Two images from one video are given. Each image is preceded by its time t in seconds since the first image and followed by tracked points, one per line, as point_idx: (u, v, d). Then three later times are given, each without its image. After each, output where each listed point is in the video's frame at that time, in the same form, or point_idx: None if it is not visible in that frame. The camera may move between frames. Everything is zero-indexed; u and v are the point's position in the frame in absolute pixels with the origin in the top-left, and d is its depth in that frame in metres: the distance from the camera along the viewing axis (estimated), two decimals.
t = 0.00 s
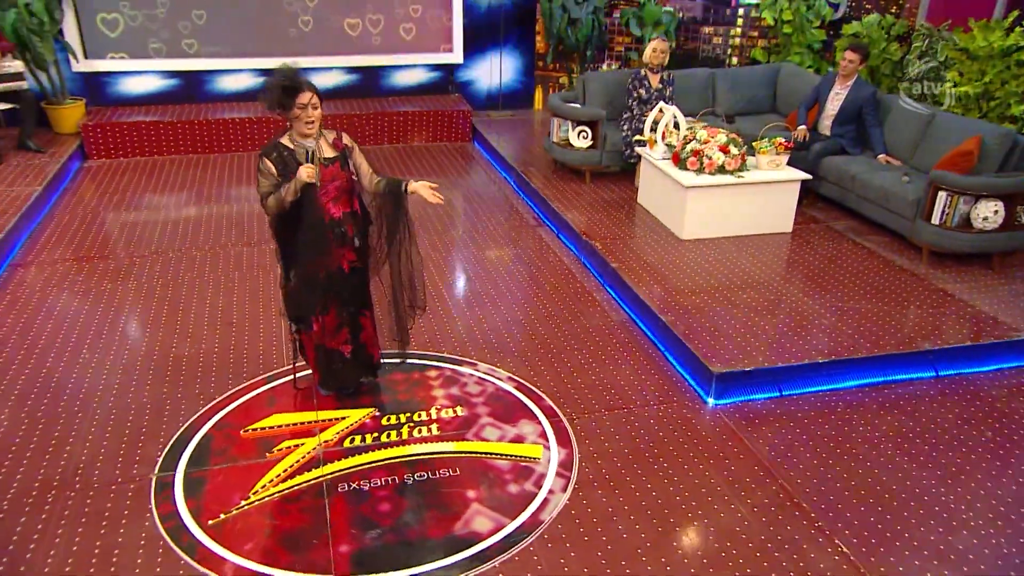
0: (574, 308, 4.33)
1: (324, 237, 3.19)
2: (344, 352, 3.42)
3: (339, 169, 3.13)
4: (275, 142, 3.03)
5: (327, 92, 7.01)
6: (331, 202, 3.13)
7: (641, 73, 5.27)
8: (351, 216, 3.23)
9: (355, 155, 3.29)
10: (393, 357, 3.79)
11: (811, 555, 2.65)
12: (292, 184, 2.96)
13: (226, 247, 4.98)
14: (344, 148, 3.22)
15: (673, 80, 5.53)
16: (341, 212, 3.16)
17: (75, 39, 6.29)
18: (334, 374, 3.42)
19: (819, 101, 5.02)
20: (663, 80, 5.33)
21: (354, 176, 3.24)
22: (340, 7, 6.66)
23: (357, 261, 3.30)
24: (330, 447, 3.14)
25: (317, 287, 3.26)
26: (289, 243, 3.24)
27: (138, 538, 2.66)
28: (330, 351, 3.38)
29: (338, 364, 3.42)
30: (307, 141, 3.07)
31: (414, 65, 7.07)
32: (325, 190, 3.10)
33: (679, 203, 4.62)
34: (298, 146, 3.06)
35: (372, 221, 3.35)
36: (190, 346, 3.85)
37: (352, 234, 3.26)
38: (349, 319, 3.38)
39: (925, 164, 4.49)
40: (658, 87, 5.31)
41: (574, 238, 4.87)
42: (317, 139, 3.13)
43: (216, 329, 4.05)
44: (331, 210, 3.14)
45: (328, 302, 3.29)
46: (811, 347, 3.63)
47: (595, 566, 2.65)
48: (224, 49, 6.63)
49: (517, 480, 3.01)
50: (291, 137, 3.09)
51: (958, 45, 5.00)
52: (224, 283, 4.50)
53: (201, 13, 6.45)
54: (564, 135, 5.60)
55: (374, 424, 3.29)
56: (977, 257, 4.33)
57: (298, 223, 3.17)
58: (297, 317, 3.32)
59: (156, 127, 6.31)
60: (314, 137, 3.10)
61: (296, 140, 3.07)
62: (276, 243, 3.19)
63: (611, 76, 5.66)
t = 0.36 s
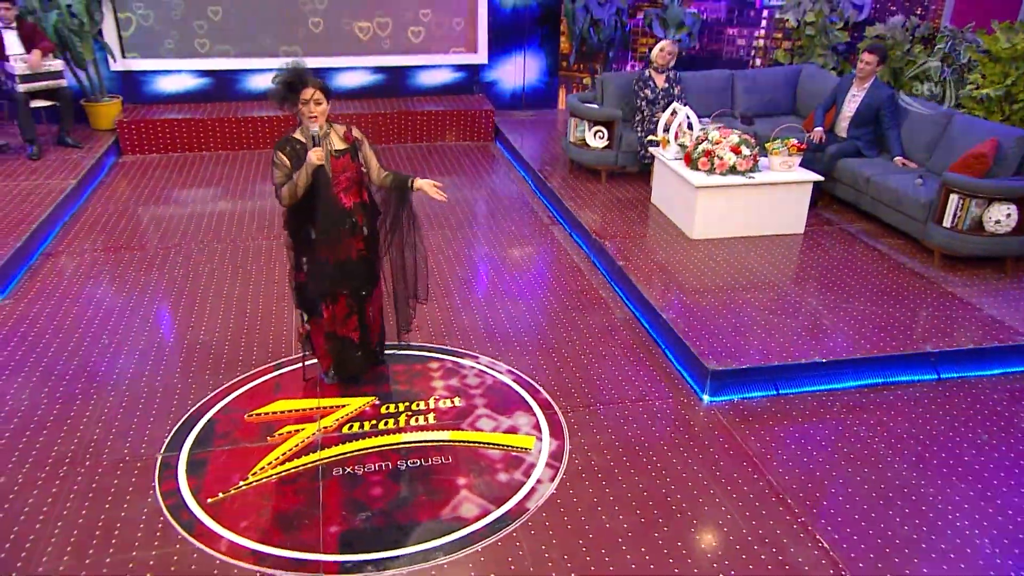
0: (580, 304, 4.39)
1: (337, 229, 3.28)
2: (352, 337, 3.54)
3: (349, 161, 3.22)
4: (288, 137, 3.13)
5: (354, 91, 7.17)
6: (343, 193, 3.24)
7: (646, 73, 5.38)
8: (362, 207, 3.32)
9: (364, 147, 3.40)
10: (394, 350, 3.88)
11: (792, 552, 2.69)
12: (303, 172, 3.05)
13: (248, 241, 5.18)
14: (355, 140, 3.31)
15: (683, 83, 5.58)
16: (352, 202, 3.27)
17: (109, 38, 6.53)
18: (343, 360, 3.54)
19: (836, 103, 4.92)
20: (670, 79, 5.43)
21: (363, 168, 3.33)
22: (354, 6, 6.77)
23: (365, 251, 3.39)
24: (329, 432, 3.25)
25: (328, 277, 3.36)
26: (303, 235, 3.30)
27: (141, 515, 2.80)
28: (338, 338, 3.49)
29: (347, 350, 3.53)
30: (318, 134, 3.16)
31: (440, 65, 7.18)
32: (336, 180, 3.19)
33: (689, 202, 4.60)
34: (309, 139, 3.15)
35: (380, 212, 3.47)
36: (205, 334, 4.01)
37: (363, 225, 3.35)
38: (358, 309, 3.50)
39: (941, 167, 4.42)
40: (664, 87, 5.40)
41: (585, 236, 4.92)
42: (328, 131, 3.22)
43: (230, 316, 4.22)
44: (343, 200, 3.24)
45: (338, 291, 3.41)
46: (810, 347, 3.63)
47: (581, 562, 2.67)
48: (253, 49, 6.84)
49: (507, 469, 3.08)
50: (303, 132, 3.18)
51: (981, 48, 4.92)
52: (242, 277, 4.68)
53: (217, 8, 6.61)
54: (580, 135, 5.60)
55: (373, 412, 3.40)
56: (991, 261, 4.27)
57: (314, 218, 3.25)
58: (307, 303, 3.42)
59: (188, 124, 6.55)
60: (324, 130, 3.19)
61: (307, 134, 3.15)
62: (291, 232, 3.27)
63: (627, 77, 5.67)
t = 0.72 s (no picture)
0: (585, 300, 4.47)
1: (356, 215, 3.47)
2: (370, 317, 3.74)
3: (371, 153, 3.41)
4: (315, 130, 3.36)
5: (380, 92, 7.35)
6: (363, 183, 3.41)
7: (663, 76, 5.38)
8: (382, 196, 3.51)
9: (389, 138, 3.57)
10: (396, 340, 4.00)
11: (768, 542, 2.75)
12: (325, 170, 3.32)
13: (270, 234, 5.39)
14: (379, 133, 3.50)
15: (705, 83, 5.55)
16: (372, 191, 3.44)
17: (148, 39, 6.85)
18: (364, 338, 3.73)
19: (850, 106, 4.92)
20: (687, 80, 5.39)
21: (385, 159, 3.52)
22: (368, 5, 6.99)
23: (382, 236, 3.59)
24: (331, 416, 3.41)
25: (348, 258, 3.55)
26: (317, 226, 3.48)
27: (149, 487, 2.99)
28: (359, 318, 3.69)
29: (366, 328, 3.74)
30: (342, 128, 3.38)
31: (464, 67, 7.34)
32: (358, 172, 3.39)
33: (697, 202, 4.65)
34: (334, 132, 3.38)
35: (399, 198, 3.63)
36: (223, 322, 4.21)
37: (382, 212, 3.54)
38: (377, 291, 3.71)
39: (952, 170, 4.39)
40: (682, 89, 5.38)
41: (595, 235, 5.00)
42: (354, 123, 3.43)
43: (248, 305, 4.41)
44: (364, 191, 3.43)
45: (354, 274, 3.59)
46: (807, 344, 3.67)
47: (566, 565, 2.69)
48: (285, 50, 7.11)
49: (498, 455, 3.19)
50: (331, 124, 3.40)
51: (997, 50, 4.91)
52: (262, 268, 4.88)
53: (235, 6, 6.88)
54: (596, 136, 5.63)
55: (375, 398, 3.53)
56: (1001, 266, 4.23)
57: (331, 210, 3.48)
58: (330, 285, 3.58)
59: (219, 122, 6.80)
60: (349, 123, 3.40)
61: (333, 127, 3.39)
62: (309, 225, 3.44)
63: (645, 78, 5.70)
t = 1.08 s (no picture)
0: (590, 297, 4.59)
1: (366, 208, 3.66)
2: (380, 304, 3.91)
3: (386, 150, 3.60)
4: (335, 122, 3.54)
5: (405, 95, 7.64)
6: (375, 177, 3.60)
7: (686, 80, 5.39)
8: (392, 190, 3.67)
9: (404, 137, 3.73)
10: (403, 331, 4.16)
11: (738, 533, 2.84)
12: (340, 162, 3.52)
13: (292, 231, 5.62)
14: (396, 131, 3.66)
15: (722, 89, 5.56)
16: (383, 186, 3.62)
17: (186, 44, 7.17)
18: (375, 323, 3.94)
19: (859, 111, 4.95)
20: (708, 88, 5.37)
21: (399, 156, 3.67)
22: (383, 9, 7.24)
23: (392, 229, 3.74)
24: (335, 401, 3.58)
25: (356, 251, 3.74)
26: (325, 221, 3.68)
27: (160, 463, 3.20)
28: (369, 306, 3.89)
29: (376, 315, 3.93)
30: (361, 122, 3.55)
31: (486, 72, 7.61)
32: (372, 165, 3.57)
33: (702, 205, 4.73)
34: (353, 126, 3.56)
35: (412, 196, 3.79)
36: (241, 312, 4.43)
37: (391, 206, 3.70)
38: (385, 280, 3.86)
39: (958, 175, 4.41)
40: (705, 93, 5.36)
41: (603, 235, 5.11)
42: (372, 120, 3.61)
43: (265, 296, 4.63)
44: (375, 184, 3.61)
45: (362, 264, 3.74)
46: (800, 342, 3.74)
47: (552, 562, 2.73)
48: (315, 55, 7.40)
49: (490, 442, 3.33)
50: (350, 118, 3.58)
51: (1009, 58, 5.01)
52: (282, 262, 5.11)
53: None
54: (609, 139, 5.72)
55: (377, 386, 3.70)
56: (1005, 271, 4.24)
57: (344, 203, 3.68)
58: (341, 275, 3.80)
59: (250, 123, 7.09)
60: (368, 119, 3.57)
61: (353, 120, 3.57)
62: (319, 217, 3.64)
63: (662, 83, 5.78)
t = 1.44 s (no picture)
0: (595, 294, 4.71)
1: (376, 200, 3.87)
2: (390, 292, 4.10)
3: (394, 146, 3.78)
4: (349, 119, 3.79)
5: (429, 99, 7.94)
6: (383, 171, 3.82)
7: (698, 85, 5.40)
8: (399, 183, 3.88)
9: (415, 133, 3.88)
10: (412, 322, 4.34)
11: (718, 519, 2.95)
12: (351, 157, 3.76)
13: (314, 228, 5.85)
14: (405, 128, 3.84)
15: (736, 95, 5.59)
16: (389, 179, 3.83)
17: (222, 48, 7.52)
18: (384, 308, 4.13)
19: (868, 116, 5.00)
20: (723, 93, 5.39)
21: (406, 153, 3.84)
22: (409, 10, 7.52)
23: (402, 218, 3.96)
24: (341, 386, 3.77)
25: (364, 242, 3.96)
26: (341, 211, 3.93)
27: (175, 440, 3.42)
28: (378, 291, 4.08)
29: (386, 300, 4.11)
30: (372, 119, 3.78)
31: (508, 76, 7.89)
32: (379, 160, 3.79)
33: (707, 207, 4.82)
34: (365, 123, 3.79)
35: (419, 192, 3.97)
36: (260, 302, 4.67)
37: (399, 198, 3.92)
38: (394, 269, 4.05)
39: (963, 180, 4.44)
40: (718, 98, 5.38)
41: (611, 235, 5.22)
42: (383, 116, 3.82)
43: (285, 288, 4.85)
44: (382, 177, 3.83)
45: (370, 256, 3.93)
46: (793, 339, 3.83)
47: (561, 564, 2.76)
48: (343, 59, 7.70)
49: (485, 427, 3.48)
50: (364, 114, 3.82)
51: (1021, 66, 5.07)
52: (303, 257, 5.35)
53: None
54: (623, 142, 5.86)
55: (383, 373, 3.87)
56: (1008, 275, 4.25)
57: (354, 196, 3.90)
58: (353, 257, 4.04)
59: (280, 125, 7.36)
60: (380, 116, 3.78)
61: (365, 116, 3.80)
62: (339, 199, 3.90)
63: (675, 88, 5.88)
